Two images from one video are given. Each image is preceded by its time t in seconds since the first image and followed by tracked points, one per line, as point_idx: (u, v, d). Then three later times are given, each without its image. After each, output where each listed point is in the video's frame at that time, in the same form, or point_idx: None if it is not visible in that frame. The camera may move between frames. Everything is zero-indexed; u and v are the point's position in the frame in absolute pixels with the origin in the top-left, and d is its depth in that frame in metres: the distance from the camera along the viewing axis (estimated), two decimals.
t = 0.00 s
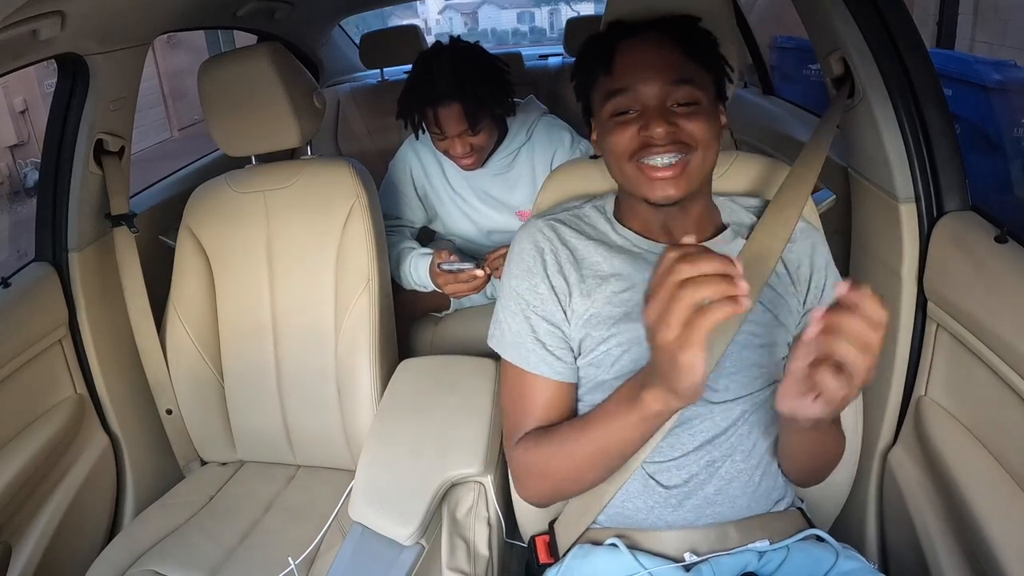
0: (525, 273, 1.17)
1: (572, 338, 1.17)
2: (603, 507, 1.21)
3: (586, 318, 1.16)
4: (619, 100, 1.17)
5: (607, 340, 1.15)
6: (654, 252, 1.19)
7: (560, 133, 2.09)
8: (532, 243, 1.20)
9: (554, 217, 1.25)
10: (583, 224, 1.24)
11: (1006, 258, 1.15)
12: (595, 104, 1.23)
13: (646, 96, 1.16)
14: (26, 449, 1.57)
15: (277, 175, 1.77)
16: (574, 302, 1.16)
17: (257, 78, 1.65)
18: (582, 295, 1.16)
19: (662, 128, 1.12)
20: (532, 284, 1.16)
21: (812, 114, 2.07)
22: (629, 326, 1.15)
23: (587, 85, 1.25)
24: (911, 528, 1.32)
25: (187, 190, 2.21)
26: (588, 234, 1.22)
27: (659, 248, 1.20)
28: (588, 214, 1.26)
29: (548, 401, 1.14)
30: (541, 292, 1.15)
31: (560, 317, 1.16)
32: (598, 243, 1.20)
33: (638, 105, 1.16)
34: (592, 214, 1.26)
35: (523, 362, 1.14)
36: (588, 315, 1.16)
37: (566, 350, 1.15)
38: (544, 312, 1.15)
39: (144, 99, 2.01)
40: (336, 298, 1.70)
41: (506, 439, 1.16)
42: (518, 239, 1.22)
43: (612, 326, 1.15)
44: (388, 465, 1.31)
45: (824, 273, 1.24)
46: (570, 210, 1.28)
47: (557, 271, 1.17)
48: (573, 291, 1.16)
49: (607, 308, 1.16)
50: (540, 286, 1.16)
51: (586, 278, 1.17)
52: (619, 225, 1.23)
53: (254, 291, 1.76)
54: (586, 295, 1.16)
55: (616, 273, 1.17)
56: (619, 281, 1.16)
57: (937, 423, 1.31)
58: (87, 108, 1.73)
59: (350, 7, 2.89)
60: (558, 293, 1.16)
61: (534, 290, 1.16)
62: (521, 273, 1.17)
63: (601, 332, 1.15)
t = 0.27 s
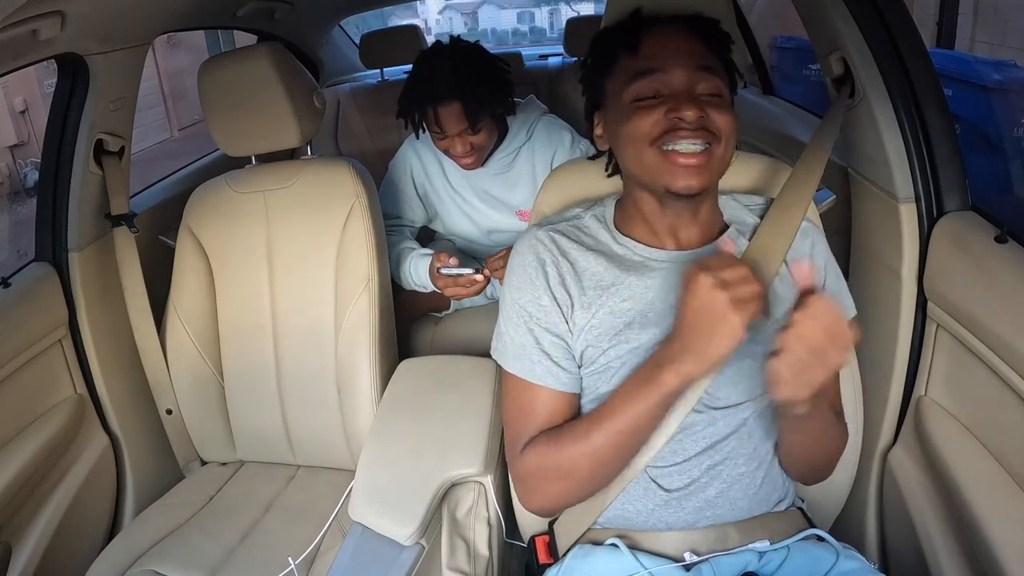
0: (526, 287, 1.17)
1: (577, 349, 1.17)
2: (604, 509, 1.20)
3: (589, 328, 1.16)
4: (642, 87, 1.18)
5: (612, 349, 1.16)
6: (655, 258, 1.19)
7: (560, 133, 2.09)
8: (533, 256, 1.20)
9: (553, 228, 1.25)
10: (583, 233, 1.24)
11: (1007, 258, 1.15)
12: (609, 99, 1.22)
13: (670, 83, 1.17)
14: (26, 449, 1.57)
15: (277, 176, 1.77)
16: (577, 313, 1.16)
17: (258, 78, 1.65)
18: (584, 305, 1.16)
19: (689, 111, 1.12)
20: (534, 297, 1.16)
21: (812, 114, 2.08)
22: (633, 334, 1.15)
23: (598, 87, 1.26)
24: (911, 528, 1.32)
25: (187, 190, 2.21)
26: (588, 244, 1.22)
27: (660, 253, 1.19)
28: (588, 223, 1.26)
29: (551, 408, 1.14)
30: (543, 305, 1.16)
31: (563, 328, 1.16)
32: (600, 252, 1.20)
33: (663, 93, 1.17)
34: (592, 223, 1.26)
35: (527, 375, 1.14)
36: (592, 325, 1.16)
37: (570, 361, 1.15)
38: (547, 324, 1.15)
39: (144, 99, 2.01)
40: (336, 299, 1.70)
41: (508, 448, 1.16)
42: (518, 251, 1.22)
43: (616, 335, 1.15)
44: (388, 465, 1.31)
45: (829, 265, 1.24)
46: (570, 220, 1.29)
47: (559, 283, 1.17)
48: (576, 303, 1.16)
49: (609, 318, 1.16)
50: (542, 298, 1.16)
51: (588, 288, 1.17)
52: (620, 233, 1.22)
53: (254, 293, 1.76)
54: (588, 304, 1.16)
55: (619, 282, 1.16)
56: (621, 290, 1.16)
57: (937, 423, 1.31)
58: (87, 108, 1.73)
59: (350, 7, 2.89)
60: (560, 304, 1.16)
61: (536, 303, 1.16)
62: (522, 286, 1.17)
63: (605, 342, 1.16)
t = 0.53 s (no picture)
0: (526, 300, 1.14)
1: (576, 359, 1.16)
2: (606, 509, 1.20)
3: (591, 335, 1.14)
4: (737, 134, 0.98)
5: (611, 362, 1.15)
6: (663, 260, 1.13)
7: (560, 133, 2.08)
8: (534, 265, 1.16)
9: (556, 234, 1.20)
10: (587, 237, 1.19)
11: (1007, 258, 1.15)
12: (694, 136, 1.00)
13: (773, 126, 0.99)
14: (26, 449, 1.57)
15: (276, 176, 1.77)
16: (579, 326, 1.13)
17: (257, 78, 1.65)
18: (587, 319, 1.13)
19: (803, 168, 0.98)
20: (533, 309, 1.14)
21: (812, 114, 2.07)
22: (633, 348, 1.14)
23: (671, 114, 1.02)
24: (911, 528, 1.32)
25: (187, 190, 2.21)
26: (592, 250, 1.16)
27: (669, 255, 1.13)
28: (592, 224, 1.20)
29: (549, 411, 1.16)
30: (543, 320, 1.13)
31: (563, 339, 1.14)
32: (604, 259, 1.15)
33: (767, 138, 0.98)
34: (596, 224, 1.20)
35: (522, 389, 1.15)
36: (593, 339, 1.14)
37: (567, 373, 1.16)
38: (547, 338, 1.14)
39: (144, 99, 2.01)
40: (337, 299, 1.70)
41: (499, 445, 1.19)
42: (518, 259, 1.18)
43: (616, 349, 1.14)
44: (388, 465, 1.31)
45: (832, 276, 1.19)
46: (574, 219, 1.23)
47: (561, 297, 1.14)
48: (579, 316, 1.13)
49: (611, 332, 1.14)
50: (542, 312, 1.13)
51: (591, 297, 1.13)
52: (624, 233, 1.17)
53: (255, 295, 1.76)
54: (591, 315, 1.13)
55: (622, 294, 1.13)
56: (625, 303, 1.13)
57: (937, 423, 1.31)
58: (88, 108, 1.73)
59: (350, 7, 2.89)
60: (561, 318, 1.13)
61: (536, 317, 1.14)
62: (522, 298, 1.15)
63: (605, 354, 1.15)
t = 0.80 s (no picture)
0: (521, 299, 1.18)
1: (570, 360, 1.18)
2: (606, 511, 1.20)
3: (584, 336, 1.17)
4: (701, 102, 1.03)
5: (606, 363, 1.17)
6: (656, 262, 1.16)
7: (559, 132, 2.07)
8: (528, 267, 1.21)
9: (551, 238, 1.24)
10: (581, 240, 1.22)
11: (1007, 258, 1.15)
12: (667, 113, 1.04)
13: (735, 91, 1.04)
14: (26, 449, 1.57)
15: (276, 175, 1.78)
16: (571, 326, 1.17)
17: (257, 78, 1.65)
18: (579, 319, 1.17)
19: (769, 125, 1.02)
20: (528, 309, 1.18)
21: (812, 114, 2.08)
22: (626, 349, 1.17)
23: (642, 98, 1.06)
24: (911, 528, 1.32)
25: (186, 190, 2.21)
26: (585, 254, 1.21)
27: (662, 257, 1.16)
28: (585, 228, 1.23)
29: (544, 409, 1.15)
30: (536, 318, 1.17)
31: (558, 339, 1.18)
32: (597, 262, 1.19)
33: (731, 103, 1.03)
34: (590, 228, 1.23)
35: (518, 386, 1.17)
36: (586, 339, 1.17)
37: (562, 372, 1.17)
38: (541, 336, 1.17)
39: (144, 99, 2.01)
40: (337, 298, 1.70)
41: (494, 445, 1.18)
42: (513, 262, 1.23)
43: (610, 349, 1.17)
44: (389, 465, 1.31)
45: (827, 277, 1.21)
46: (569, 223, 1.26)
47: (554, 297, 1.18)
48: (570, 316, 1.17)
49: (603, 333, 1.17)
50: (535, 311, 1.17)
51: (585, 300, 1.18)
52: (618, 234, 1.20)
53: (255, 294, 1.76)
54: (585, 317, 1.17)
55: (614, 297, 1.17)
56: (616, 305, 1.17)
57: (937, 422, 1.31)
58: (88, 108, 1.73)
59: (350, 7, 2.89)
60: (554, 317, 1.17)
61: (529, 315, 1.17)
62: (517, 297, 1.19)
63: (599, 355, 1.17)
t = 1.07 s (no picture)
0: (518, 300, 1.17)
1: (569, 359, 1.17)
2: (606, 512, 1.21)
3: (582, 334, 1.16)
4: (674, 101, 1.05)
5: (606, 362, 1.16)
6: (653, 264, 1.16)
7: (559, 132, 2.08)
8: (524, 266, 1.19)
9: (548, 237, 1.22)
10: (579, 239, 1.21)
11: (1008, 258, 1.15)
12: (644, 110, 1.07)
13: (711, 87, 1.05)
14: (26, 449, 1.57)
15: (277, 175, 1.77)
16: (569, 325, 1.16)
17: (258, 78, 1.65)
18: (577, 318, 1.16)
19: (749, 121, 1.03)
20: (526, 308, 1.16)
21: (812, 114, 2.08)
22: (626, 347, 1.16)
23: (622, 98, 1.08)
24: (911, 528, 1.32)
25: (186, 190, 2.21)
26: (584, 252, 1.19)
27: (659, 259, 1.16)
28: (584, 227, 1.22)
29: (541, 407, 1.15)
30: (534, 319, 1.15)
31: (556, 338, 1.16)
32: (595, 261, 1.17)
33: (710, 102, 1.04)
34: (588, 227, 1.22)
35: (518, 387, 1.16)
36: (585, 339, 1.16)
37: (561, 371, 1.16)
38: (539, 336, 1.15)
39: (144, 99, 2.01)
40: (337, 298, 1.70)
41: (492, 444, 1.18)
42: (510, 262, 1.21)
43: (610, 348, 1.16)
44: (388, 465, 1.31)
45: (829, 280, 1.20)
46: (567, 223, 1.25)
47: (552, 297, 1.16)
48: (568, 316, 1.16)
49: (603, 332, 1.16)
50: (533, 312, 1.16)
51: (584, 298, 1.16)
52: (615, 233, 1.19)
53: (255, 294, 1.76)
54: (584, 316, 1.16)
55: (613, 295, 1.15)
56: (615, 303, 1.15)
57: (937, 423, 1.31)
58: (88, 108, 1.73)
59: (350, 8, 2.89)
60: (551, 317, 1.16)
61: (527, 316, 1.16)
62: (515, 298, 1.17)
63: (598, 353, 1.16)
